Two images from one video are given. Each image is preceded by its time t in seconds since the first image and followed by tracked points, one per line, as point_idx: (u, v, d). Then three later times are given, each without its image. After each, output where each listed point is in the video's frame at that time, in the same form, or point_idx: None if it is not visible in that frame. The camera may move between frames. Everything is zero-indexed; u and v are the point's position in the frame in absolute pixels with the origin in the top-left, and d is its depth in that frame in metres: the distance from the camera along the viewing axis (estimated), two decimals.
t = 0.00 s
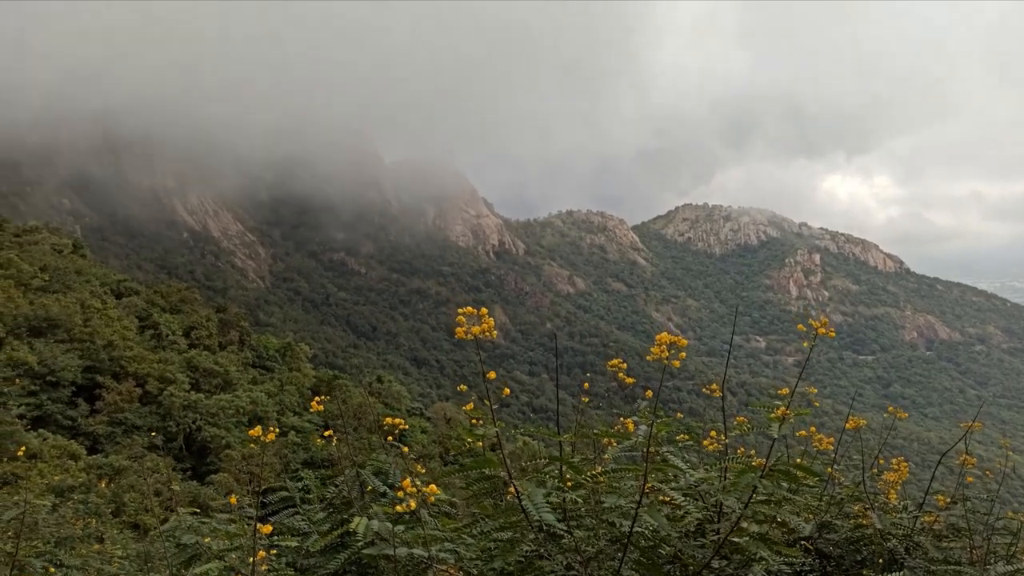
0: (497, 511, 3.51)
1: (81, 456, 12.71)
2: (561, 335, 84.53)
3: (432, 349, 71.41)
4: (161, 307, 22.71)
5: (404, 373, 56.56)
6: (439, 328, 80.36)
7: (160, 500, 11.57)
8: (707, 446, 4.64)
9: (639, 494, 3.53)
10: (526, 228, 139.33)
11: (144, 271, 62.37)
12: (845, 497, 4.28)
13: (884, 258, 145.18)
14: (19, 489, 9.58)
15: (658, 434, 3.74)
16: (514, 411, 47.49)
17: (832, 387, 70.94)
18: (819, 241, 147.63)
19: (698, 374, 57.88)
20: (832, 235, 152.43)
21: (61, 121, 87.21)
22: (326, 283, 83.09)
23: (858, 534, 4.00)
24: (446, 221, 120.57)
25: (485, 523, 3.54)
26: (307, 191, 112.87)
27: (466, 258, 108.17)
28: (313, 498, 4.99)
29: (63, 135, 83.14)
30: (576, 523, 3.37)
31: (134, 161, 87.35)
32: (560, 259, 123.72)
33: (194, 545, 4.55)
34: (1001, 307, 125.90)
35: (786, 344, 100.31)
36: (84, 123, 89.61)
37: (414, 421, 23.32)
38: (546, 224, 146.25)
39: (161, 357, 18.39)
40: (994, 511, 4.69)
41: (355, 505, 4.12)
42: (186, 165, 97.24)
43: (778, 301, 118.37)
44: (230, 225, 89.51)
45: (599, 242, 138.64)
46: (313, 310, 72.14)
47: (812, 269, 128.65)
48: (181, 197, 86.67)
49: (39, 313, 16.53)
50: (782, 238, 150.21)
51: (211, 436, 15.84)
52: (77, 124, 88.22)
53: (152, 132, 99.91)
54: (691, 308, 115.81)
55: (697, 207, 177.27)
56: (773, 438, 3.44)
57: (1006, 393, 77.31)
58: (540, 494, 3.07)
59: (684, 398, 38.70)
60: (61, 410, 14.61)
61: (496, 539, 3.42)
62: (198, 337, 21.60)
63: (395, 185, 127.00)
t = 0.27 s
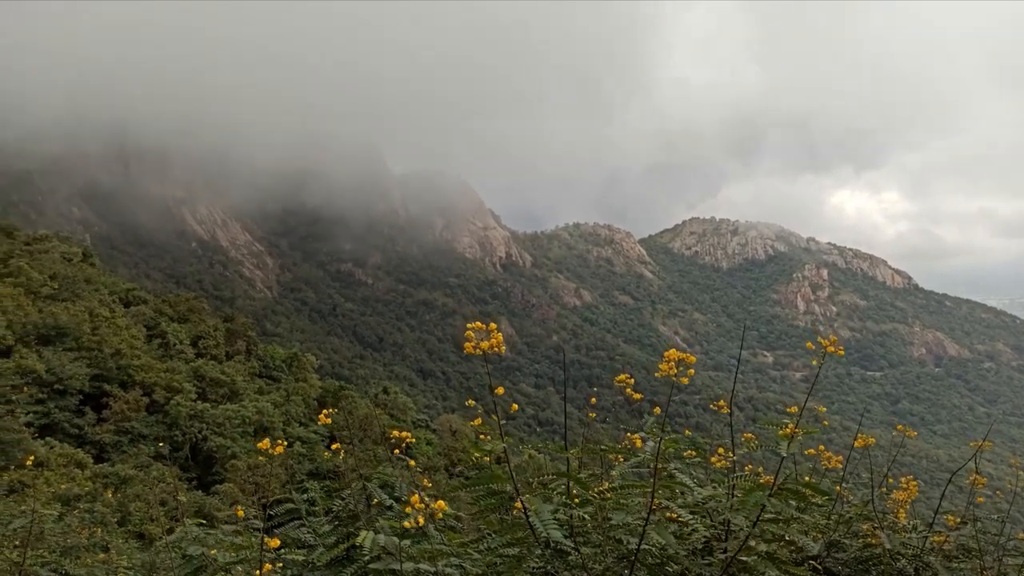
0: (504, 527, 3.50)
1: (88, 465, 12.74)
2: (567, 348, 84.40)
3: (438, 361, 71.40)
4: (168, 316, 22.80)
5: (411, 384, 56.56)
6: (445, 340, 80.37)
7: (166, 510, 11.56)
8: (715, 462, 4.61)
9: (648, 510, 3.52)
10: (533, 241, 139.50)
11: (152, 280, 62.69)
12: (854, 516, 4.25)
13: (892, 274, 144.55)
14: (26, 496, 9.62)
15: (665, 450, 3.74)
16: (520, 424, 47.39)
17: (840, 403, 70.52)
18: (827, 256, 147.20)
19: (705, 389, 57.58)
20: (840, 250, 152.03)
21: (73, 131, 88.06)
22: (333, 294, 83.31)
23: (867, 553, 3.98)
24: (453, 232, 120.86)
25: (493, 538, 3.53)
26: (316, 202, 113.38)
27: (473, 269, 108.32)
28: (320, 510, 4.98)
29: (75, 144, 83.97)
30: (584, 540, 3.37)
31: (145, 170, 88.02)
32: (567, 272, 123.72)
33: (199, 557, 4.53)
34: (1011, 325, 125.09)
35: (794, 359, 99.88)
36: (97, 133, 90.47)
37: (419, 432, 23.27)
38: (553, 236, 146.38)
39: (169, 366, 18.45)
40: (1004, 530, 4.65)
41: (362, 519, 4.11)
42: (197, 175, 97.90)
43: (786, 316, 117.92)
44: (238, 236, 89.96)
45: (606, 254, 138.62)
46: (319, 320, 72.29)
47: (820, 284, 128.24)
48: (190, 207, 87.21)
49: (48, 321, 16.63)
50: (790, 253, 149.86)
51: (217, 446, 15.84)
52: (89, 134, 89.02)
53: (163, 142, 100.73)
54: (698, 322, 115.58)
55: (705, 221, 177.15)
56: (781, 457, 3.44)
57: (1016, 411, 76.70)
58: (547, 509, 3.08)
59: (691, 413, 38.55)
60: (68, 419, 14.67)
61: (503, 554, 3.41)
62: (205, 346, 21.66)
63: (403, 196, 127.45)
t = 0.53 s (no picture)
0: (515, 540, 3.48)
1: (101, 473, 12.80)
2: (578, 356, 84.26)
3: (449, 369, 71.45)
4: (181, 325, 22.95)
5: (422, 392, 56.59)
6: (456, 348, 80.42)
7: (178, 518, 11.59)
8: (728, 472, 4.59)
9: (659, 521, 3.51)
10: (543, 249, 139.60)
11: (166, 288, 63.18)
12: (870, 527, 4.20)
13: (906, 281, 143.66)
14: (40, 503, 9.69)
15: (678, 461, 3.72)
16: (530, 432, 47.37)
17: (854, 412, 69.98)
18: (840, 263, 146.38)
19: (717, 397, 57.33)
20: (853, 257, 151.26)
21: (88, 142, 89.05)
22: (344, 302, 83.62)
23: (883, 565, 3.92)
24: (465, 240, 121.15)
25: (502, 552, 3.50)
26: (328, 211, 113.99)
27: (484, 277, 108.46)
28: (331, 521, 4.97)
29: (90, 155, 84.89)
30: (594, 552, 3.36)
31: (158, 180, 88.83)
32: (577, 279, 123.63)
33: (208, 566, 4.54)
34: None
35: (806, 367, 99.30)
36: (111, 142, 91.42)
37: (431, 440, 23.29)
38: (564, 244, 146.42)
39: (181, 374, 18.53)
40: None
41: (371, 531, 4.12)
42: (210, 184, 98.72)
43: (798, 323, 117.32)
44: (251, 244, 90.54)
45: (617, 262, 138.47)
46: (331, 328, 72.52)
47: (833, 291, 127.55)
48: (203, 216, 87.85)
49: (63, 330, 16.77)
50: (803, 260, 149.15)
51: (229, 454, 15.85)
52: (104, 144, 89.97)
53: (177, 152, 101.63)
54: (710, 330, 115.18)
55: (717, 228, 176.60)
56: (796, 466, 3.44)
57: None
58: (558, 520, 3.07)
59: (704, 421, 38.38)
60: (81, 427, 14.77)
61: (515, 567, 3.36)
62: (218, 355, 21.78)
63: (414, 205, 127.88)
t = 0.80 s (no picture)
0: (524, 555, 3.47)
1: (110, 485, 12.83)
2: (586, 367, 84.12)
3: (457, 379, 71.40)
4: (190, 336, 23.04)
5: (429, 403, 56.55)
6: (463, 359, 80.40)
7: (186, 530, 11.60)
8: (739, 485, 4.56)
9: (670, 536, 3.50)
10: (551, 259, 139.66)
11: (175, 300, 63.48)
12: (882, 541, 4.17)
13: (916, 291, 142.86)
14: (49, 515, 9.72)
15: (689, 472, 3.72)
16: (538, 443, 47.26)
17: (865, 422, 69.49)
18: (849, 272, 145.75)
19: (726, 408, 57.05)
20: (862, 266, 150.60)
21: (99, 155, 89.80)
22: (352, 313, 83.79)
23: None
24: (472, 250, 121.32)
25: (512, 565, 3.49)
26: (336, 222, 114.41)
27: (492, 288, 108.51)
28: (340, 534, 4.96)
29: (101, 168, 85.52)
30: (603, 566, 3.35)
31: (168, 192, 89.40)
32: (585, 289, 123.52)
33: None
34: None
35: (816, 377, 98.78)
36: (122, 155, 92.11)
37: (439, 451, 23.25)
38: (572, 254, 146.41)
39: (190, 386, 18.57)
40: None
41: (380, 544, 4.12)
42: (219, 196, 99.28)
43: (808, 333, 116.74)
44: (259, 255, 90.95)
45: (624, 272, 138.33)
46: (339, 339, 72.66)
47: (842, 301, 126.98)
48: (212, 228, 88.35)
49: (73, 342, 16.84)
50: (812, 270, 148.60)
51: (238, 465, 15.86)
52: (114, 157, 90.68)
53: (187, 164, 102.29)
54: (718, 340, 114.78)
55: (725, 238, 176.22)
56: (808, 479, 3.43)
57: None
58: (569, 532, 3.07)
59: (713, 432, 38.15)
60: (91, 438, 14.82)
61: None
62: (226, 366, 21.83)
63: (422, 215, 128.23)
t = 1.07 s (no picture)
0: (536, 567, 3.46)
1: (120, 494, 12.85)
2: (595, 377, 83.94)
3: (465, 389, 71.36)
4: (200, 346, 23.11)
5: (438, 413, 56.49)
6: (472, 369, 80.37)
7: (195, 540, 11.59)
8: (752, 498, 4.52)
9: (682, 548, 3.49)
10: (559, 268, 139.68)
11: (184, 310, 63.81)
12: (894, 555, 4.14)
13: (927, 300, 142.03)
14: (61, 525, 9.75)
15: (700, 483, 3.71)
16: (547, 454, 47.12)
17: (877, 432, 68.99)
18: (859, 282, 145.07)
19: (736, 418, 56.75)
20: (872, 276, 149.89)
21: (112, 166, 90.58)
22: (361, 323, 83.96)
23: None
24: (480, 260, 121.45)
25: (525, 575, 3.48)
26: (344, 232, 114.82)
27: (500, 297, 108.55)
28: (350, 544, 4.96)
29: (113, 179, 86.20)
30: None
31: (178, 202, 89.95)
32: (593, 299, 123.37)
33: None
34: None
35: (826, 387, 98.21)
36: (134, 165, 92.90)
37: (448, 461, 23.18)
38: (580, 263, 146.35)
39: (200, 396, 18.61)
40: None
41: (389, 555, 4.13)
42: (228, 206, 99.85)
43: (817, 342, 116.16)
44: (268, 265, 91.36)
45: (633, 281, 138.11)
46: (347, 349, 72.77)
47: (852, 310, 126.36)
48: (222, 238, 88.83)
49: (83, 352, 16.92)
50: (821, 279, 147.98)
51: (247, 475, 15.87)
52: (125, 168, 91.39)
53: (198, 174, 103.11)
54: (727, 349, 114.24)
55: (733, 247, 175.71)
56: (821, 493, 3.42)
57: None
58: (581, 545, 3.05)
59: (723, 443, 37.94)
60: (101, 448, 14.85)
61: None
62: (235, 376, 21.87)
63: (430, 225, 128.56)
